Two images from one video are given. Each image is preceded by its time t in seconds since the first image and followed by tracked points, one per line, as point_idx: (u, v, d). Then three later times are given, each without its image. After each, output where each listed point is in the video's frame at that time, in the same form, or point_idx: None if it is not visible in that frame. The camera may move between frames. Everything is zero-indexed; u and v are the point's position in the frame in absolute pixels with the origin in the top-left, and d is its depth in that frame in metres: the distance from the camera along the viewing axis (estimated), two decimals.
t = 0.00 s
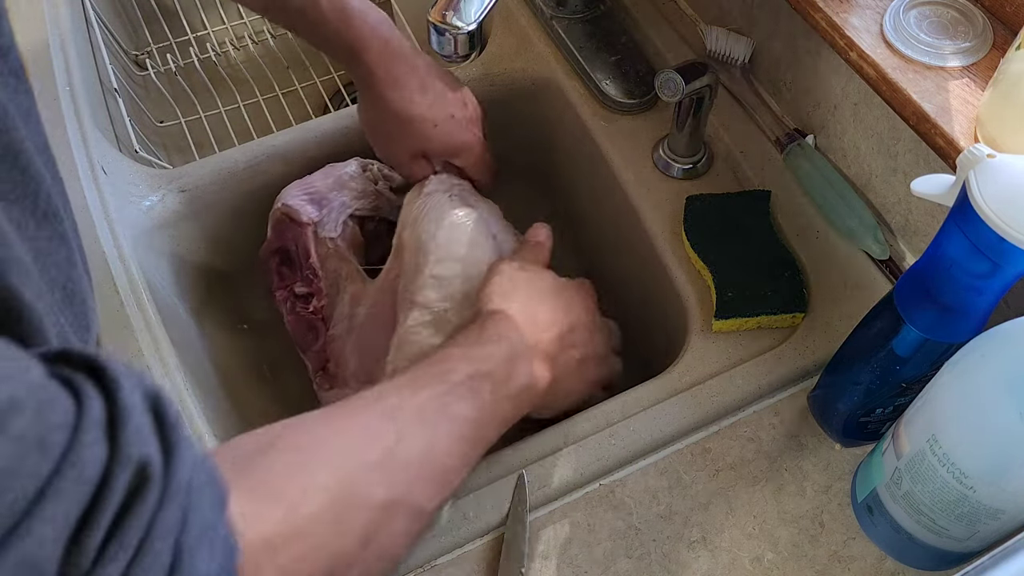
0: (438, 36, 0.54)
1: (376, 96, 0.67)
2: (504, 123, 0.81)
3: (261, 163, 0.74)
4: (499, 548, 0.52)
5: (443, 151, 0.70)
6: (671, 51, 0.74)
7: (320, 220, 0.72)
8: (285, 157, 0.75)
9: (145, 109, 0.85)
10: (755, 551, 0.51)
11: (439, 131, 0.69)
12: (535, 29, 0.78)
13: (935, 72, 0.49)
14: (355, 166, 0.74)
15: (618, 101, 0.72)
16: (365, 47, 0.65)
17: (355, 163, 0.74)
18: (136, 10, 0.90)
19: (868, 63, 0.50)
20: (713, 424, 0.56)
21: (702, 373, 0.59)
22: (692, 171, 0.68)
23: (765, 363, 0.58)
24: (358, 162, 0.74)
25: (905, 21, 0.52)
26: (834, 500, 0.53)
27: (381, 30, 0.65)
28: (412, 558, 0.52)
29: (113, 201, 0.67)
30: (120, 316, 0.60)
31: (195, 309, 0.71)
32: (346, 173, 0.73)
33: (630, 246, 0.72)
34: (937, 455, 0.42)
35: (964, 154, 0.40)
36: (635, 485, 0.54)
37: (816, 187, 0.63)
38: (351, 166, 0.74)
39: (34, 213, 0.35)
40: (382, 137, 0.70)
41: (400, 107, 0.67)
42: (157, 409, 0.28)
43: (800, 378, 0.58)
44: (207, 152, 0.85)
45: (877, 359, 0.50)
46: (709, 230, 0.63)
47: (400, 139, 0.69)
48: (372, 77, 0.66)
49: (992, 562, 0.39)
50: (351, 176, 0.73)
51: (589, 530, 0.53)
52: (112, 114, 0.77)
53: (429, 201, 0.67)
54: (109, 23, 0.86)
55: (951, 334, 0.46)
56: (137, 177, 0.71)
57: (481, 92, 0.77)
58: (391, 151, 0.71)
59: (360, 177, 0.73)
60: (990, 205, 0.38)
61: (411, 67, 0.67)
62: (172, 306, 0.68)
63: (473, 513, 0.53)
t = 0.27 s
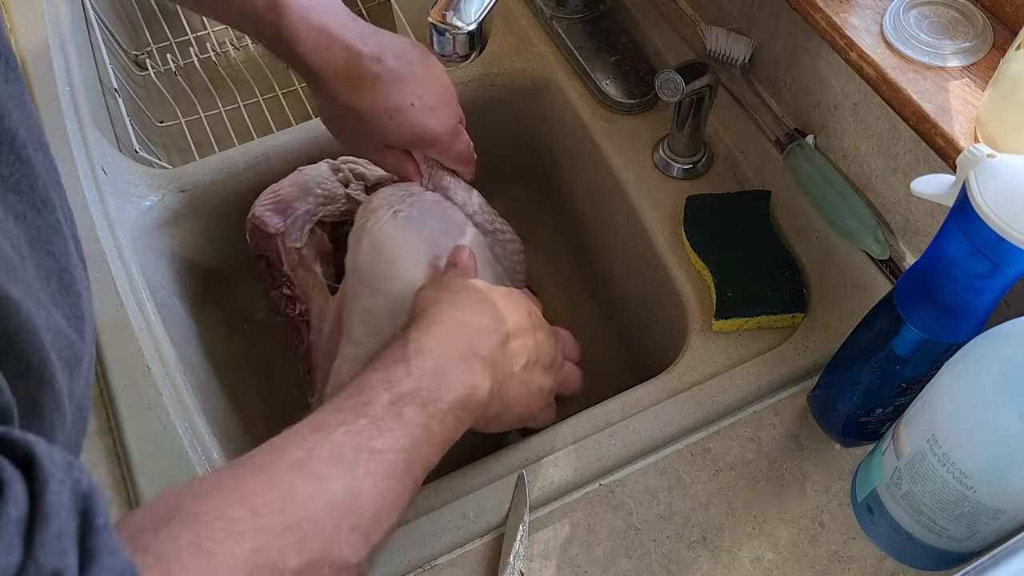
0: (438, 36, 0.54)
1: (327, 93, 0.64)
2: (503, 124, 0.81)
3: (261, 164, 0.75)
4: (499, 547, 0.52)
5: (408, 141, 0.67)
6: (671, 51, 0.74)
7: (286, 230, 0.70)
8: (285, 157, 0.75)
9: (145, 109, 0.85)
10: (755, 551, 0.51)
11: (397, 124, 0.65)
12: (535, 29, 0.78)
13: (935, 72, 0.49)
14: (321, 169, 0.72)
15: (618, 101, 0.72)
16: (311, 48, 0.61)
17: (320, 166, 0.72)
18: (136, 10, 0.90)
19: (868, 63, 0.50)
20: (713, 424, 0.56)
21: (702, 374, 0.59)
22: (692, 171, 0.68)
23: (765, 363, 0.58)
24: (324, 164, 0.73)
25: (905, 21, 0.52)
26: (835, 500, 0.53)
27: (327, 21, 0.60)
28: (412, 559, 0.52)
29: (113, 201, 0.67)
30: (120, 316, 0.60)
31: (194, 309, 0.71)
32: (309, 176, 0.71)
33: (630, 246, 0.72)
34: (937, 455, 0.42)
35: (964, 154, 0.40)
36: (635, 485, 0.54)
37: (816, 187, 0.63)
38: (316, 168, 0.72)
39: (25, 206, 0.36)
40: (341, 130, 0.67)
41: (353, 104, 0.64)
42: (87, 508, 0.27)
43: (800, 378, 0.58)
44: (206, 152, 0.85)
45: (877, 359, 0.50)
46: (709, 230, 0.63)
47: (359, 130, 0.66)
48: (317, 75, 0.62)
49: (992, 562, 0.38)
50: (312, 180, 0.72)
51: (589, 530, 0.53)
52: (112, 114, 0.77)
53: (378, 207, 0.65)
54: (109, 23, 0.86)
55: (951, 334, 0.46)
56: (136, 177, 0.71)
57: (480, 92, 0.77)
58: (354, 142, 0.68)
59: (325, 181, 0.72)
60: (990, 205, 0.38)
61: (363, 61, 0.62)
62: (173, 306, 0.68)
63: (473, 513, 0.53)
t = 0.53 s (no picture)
0: (438, 36, 0.54)
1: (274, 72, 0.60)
2: (503, 124, 0.81)
3: (261, 164, 0.74)
4: (499, 547, 0.52)
5: (376, 115, 0.62)
6: (671, 52, 0.74)
7: (270, 233, 0.70)
8: (285, 157, 0.75)
9: (145, 109, 0.85)
10: (755, 551, 0.51)
11: (356, 102, 0.61)
12: (535, 29, 0.78)
13: (935, 72, 0.50)
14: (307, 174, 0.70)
15: (618, 101, 0.72)
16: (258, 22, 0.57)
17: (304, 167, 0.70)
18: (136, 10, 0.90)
19: (868, 63, 0.50)
20: (713, 424, 0.56)
21: (702, 374, 0.59)
22: (692, 171, 0.68)
23: (766, 363, 0.58)
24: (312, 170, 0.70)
25: (904, 21, 0.52)
26: (834, 500, 0.53)
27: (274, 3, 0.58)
28: (411, 559, 0.52)
29: (112, 201, 0.67)
30: (120, 317, 0.60)
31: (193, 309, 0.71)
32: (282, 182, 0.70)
33: (630, 246, 0.72)
34: (937, 455, 0.42)
35: (964, 153, 0.40)
36: (635, 485, 0.54)
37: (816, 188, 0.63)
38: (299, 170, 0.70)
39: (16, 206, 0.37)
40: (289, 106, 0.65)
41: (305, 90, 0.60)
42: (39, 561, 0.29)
43: (800, 378, 0.58)
44: (206, 152, 0.85)
45: (877, 359, 0.50)
46: (708, 230, 0.63)
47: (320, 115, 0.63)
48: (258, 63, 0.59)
49: (992, 562, 0.38)
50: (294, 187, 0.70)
51: (589, 530, 0.53)
52: (112, 114, 0.77)
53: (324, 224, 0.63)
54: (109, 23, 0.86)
55: (951, 334, 0.46)
56: (136, 177, 0.70)
57: (480, 92, 0.77)
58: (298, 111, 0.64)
59: (310, 183, 0.69)
60: (989, 205, 0.38)
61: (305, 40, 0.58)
62: (173, 306, 0.68)
63: (473, 513, 0.53)
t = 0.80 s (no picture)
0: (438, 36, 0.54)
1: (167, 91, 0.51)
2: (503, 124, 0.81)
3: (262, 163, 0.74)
4: (499, 547, 0.52)
5: (280, 133, 0.51)
6: (671, 51, 0.74)
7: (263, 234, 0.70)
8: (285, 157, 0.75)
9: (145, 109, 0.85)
10: (755, 551, 0.51)
11: (249, 122, 0.50)
12: (534, 29, 0.78)
13: (935, 72, 0.49)
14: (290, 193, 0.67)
15: (617, 101, 0.72)
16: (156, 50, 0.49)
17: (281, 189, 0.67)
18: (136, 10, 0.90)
19: (868, 63, 0.50)
20: (713, 424, 0.56)
21: (702, 373, 0.59)
22: (692, 171, 0.68)
23: (766, 363, 0.58)
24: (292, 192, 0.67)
25: (904, 22, 0.52)
26: (835, 500, 0.53)
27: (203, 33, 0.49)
28: (411, 558, 0.52)
29: (112, 200, 0.67)
30: (120, 316, 0.60)
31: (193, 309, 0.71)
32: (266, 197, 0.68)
33: (630, 246, 0.72)
34: (937, 455, 0.42)
35: (964, 153, 0.40)
36: (635, 485, 0.54)
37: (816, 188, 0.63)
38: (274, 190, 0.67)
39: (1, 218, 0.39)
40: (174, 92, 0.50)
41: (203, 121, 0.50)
42: None
43: (800, 378, 0.58)
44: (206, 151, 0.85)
45: (877, 359, 0.50)
46: (708, 230, 0.63)
47: (226, 149, 0.53)
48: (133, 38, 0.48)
49: (992, 562, 0.38)
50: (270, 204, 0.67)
51: (589, 530, 0.53)
52: (112, 114, 0.77)
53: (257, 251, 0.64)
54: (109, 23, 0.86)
55: (951, 334, 0.46)
56: (137, 176, 0.70)
57: (480, 92, 0.77)
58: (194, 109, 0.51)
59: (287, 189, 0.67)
60: (988, 205, 0.38)
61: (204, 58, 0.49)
62: (173, 306, 0.68)
63: (473, 513, 0.53)
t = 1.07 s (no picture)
0: (439, 36, 0.54)
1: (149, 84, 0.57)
2: (502, 125, 0.81)
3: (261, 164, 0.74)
4: (499, 547, 0.52)
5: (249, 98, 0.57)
6: (671, 52, 0.74)
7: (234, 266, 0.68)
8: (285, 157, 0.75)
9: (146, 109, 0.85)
10: (755, 551, 0.51)
11: (222, 90, 0.57)
12: (535, 29, 0.78)
13: (935, 72, 0.50)
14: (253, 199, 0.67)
15: (617, 101, 0.72)
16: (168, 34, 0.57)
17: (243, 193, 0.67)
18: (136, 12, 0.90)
19: (868, 63, 0.50)
20: (713, 424, 0.56)
21: (701, 373, 0.59)
22: (692, 171, 0.68)
23: (766, 363, 0.58)
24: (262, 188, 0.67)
25: (904, 21, 0.52)
26: (834, 500, 0.53)
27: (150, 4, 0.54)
28: (411, 558, 0.52)
29: (112, 201, 0.67)
30: (120, 316, 0.60)
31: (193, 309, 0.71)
32: (224, 216, 0.67)
33: (630, 246, 0.72)
34: (937, 455, 0.42)
35: (964, 153, 0.40)
36: (635, 485, 0.54)
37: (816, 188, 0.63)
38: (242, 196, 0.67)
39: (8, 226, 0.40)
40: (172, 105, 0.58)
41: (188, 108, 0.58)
42: None
43: (800, 378, 0.58)
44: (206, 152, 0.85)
45: (877, 359, 0.50)
46: (709, 231, 0.63)
47: (194, 111, 0.58)
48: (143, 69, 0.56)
49: (992, 562, 0.38)
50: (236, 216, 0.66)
51: (589, 530, 0.53)
52: (112, 114, 0.77)
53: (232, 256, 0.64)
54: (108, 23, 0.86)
55: (951, 334, 0.46)
56: (137, 176, 0.70)
57: (480, 92, 0.77)
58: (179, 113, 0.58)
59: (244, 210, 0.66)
60: (988, 205, 0.38)
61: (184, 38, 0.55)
62: (173, 305, 0.68)
63: (473, 513, 0.53)
